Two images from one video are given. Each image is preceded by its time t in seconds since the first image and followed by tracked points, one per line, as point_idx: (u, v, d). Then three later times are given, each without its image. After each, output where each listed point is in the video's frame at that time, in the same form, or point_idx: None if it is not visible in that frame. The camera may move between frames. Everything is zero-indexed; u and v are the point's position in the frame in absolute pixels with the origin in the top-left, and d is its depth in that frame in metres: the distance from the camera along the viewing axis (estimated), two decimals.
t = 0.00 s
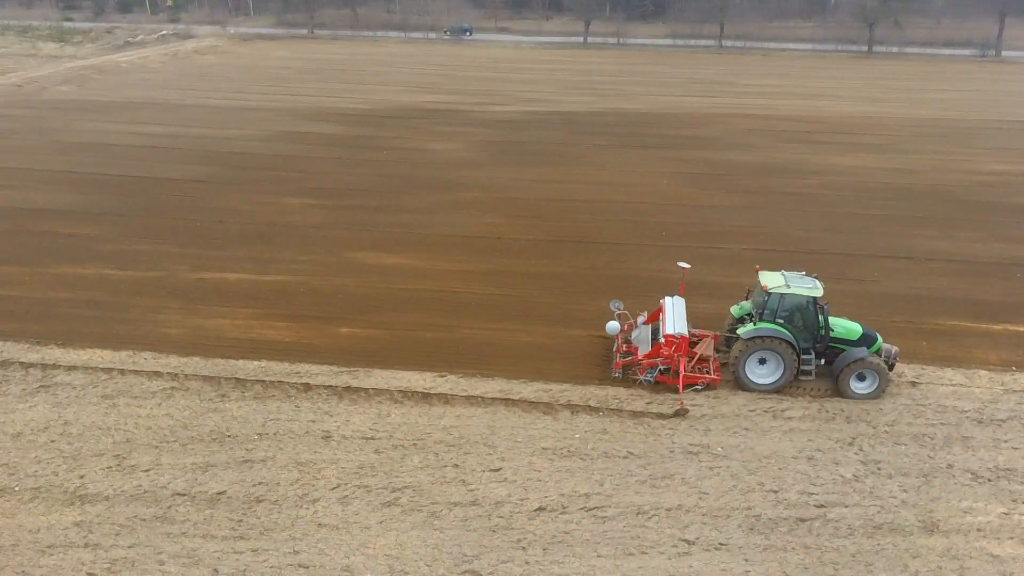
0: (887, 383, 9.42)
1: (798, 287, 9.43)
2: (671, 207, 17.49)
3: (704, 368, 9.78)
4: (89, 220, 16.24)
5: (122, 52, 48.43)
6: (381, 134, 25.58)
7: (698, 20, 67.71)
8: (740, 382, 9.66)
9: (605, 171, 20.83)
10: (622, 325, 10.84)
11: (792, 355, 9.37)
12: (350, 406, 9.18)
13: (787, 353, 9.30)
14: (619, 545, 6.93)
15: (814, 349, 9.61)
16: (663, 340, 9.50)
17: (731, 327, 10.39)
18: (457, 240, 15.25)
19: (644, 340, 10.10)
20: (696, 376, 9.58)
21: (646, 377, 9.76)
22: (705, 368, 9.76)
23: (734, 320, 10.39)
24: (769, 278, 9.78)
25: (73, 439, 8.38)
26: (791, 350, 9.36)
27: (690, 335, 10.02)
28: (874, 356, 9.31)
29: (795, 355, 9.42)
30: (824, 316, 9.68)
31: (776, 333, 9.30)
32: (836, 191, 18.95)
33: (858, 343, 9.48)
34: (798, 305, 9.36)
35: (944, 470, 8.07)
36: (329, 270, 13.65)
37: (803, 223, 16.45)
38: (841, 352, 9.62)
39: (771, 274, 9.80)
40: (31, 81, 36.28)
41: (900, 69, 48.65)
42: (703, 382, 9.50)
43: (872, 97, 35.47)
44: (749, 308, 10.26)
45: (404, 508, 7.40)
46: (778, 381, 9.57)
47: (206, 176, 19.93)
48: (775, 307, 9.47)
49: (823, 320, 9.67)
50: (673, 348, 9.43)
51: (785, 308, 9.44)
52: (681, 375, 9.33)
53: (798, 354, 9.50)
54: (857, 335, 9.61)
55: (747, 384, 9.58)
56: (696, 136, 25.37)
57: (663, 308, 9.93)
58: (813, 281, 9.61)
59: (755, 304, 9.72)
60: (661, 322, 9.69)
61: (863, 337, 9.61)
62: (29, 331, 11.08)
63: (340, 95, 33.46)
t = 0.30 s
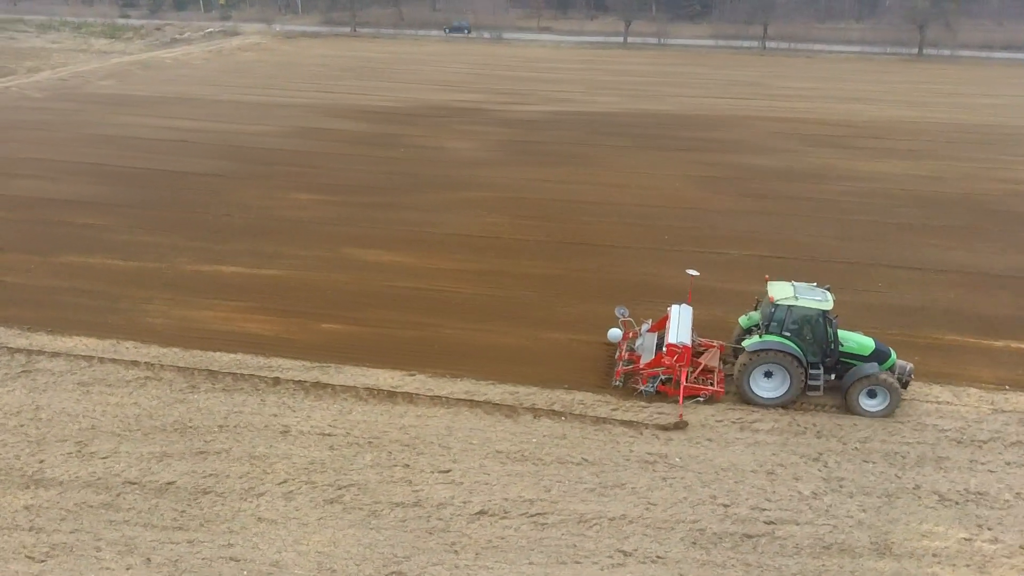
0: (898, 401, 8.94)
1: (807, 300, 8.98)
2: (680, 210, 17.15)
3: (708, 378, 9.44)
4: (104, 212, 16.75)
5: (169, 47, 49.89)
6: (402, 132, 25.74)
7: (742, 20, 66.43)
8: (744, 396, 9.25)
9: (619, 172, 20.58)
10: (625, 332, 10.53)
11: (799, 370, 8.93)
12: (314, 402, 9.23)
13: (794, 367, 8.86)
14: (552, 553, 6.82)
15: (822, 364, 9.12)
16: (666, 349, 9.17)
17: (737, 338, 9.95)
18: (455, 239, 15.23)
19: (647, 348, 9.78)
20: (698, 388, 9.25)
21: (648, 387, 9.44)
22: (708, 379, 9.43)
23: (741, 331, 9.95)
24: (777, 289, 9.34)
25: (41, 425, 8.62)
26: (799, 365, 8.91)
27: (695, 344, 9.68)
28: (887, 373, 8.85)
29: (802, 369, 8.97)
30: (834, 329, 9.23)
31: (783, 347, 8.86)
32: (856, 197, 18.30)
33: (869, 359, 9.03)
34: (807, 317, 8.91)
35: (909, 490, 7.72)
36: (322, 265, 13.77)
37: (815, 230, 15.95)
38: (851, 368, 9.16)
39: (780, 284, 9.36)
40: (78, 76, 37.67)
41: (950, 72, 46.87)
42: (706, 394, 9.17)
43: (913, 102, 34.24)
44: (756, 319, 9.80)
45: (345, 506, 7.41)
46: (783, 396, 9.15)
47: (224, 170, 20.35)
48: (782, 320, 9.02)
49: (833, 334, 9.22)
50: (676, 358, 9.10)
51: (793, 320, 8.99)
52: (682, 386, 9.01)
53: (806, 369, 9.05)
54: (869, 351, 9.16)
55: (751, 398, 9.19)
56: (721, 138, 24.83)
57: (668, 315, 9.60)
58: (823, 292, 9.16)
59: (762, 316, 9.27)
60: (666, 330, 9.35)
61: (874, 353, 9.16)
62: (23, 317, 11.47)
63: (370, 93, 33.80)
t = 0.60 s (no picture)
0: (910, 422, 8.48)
1: (815, 313, 8.61)
2: (689, 213, 16.80)
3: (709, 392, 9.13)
4: (122, 205, 17.32)
5: (214, 45, 51.18)
6: (424, 130, 25.86)
7: (791, 19, 64.77)
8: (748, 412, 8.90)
9: (634, 174, 20.35)
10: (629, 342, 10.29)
11: (805, 386, 8.55)
12: (281, 396, 9.32)
13: (798, 383, 8.49)
14: (483, 559, 6.75)
15: (830, 381, 8.72)
16: (667, 361, 8.91)
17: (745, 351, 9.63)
18: (454, 238, 15.25)
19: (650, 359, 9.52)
20: (699, 401, 8.96)
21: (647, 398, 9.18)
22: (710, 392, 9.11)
23: (749, 344, 9.62)
24: (785, 301, 9.00)
25: (15, 408, 8.92)
26: (804, 381, 8.54)
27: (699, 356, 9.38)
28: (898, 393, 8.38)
29: (808, 386, 8.59)
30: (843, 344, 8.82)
31: (787, 361, 8.50)
32: (877, 205, 17.65)
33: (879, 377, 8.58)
34: (813, 331, 8.53)
35: (867, 510, 7.42)
36: (318, 262, 13.95)
37: (826, 237, 15.45)
38: (861, 385, 8.72)
39: (788, 296, 9.02)
40: (124, 71, 38.97)
41: (1005, 76, 44.84)
42: (706, 408, 8.87)
43: (959, 107, 32.87)
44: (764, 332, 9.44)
45: (289, 501, 7.44)
46: (788, 413, 8.76)
47: (243, 167, 20.82)
48: (788, 333, 8.67)
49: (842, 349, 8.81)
50: (676, 369, 8.83)
51: (799, 334, 8.63)
52: (680, 399, 8.72)
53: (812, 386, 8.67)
54: (881, 368, 8.69)
55: (754, 414, 8.83)
56: (746, 141, 24.27)
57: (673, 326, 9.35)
58: (833, 305, 8.77)
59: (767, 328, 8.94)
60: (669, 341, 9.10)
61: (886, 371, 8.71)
62: (22, 304, 11.92)
63: (401, 91, 34.08)
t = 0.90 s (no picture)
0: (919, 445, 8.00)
1: (820, 328, 8.23)
2: (698, 217, 16.46)
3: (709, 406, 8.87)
4: (139, 198, 17.86)
5: (257, 42, 52.23)
6: (446, 129, 25.94)
7: (841, 19, 62.91)
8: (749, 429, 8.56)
9: (648, 175, 20.08)
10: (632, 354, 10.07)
11: (808, 405, 8.17)
12: (250, 390, 9.44)
13: (800, 401, 8.12)
14: (413, 560, 6.71)
15: (835, 399, 8.35)
16: (665, 373, 8.68)
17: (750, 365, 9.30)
18: (453, 238, 15.28)
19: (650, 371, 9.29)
20: (696, 416, 8.70)
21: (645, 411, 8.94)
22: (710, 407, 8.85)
23: (754, 358, 9.27)
24: (789, 314, 8.63)
25: None
26: (808, 399, 8.16)
27: (700, 370, 9.14)
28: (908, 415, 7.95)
29: (812, 404, 8.21)
30: (850, 361, 8.44)
31: (790, 379, 8.12)
32: (898, 211, 16.98)
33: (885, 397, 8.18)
34: (818, 347, 8.14)
35: (819, 529, 7.17)
36: (314, 258, 14.13)
37: (837, 244, 14.94)
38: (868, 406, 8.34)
39: (793, 310, 8.65)
40: (166, 67, 40.05)
41: None
42: (705, 423, 8.61)
43: (1007, 113, 31.44)
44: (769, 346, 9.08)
45: (235, 495, 7.51)
46: (791, 431, 8.40)
47: (261, 163, 21.22)
48: (791, 348, 8.30)
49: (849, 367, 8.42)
50: (674, 383, 8.60)
51: (803, 349, 8.24)
52: (677, 412, 8.49)
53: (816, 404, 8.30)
54: (890, 388, 8.30)
55: (756, 431, 8.48)
56: (770, 144, 23.71)
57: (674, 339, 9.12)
58: (840, 320, 8.37)
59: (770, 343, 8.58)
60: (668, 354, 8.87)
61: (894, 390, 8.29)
62: (25, 291, 12.40)
63: (432, 89, 34.24)
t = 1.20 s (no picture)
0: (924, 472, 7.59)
1: (822, 345, 7.94)
2: (706, 221, 16.11)
3: (705, 422, 8.58)
4: (157, 190, 18.37)
5: (299, 41, 53.09)
6: (467, 128, 25.94)
7: (895, 19, 60.71)
8: (746, 448, 8.24)
9: (664, 177, 19.77)
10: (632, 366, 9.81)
11: (808, 426, 7.84)
12: (221, 383, 9.60)
13: (800, 421, 7.79)
14: (343, 557, 6.74)
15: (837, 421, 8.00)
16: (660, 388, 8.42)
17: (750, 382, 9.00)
18: (452, 237, 15.30)
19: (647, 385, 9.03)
20: (691, 433, 8.42)
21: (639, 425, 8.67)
22: (707, 423, 8.57)
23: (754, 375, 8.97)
24: (792, 331, 8.36)
25: None
26: (808, 419, 7.82)
27: (699, 385, 8.85)
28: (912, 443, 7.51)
29: (812, 425, 7.87)
30: (853, 382, 8.10)
31: (790, 398, 7.79)
32: (918, 220, 16.32)
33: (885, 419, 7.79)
34: (820, 365, 7.83)
35: (762, 545, 6.97)
36: (312, 254, 14.32)
37: (847, 251, 14.43)
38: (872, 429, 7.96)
39: (796, 327, 8.37)
40: (208, 64, 41.03)
41: None
42: (699, 440, 8.32)
43: None
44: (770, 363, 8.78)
45: (184, 485, 7.64)
46: (790, 451, 8.05)
47: (280, 159, 21.59)
48: (791, 366, 8.00)
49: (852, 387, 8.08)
50: (669, 398, 8.33)
51: (804, 368, 7.94)
52: (671, 428, 8.23)
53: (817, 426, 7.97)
54: (895, 411, 7.88)
55: (753, 450, 8.17)
56: (795, 149, 23.11)
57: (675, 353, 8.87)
58: (844, 339, 8.07)
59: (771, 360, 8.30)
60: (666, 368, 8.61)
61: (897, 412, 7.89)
62: (31, 280, 12.89)
63: (461, 88, 34.30)
